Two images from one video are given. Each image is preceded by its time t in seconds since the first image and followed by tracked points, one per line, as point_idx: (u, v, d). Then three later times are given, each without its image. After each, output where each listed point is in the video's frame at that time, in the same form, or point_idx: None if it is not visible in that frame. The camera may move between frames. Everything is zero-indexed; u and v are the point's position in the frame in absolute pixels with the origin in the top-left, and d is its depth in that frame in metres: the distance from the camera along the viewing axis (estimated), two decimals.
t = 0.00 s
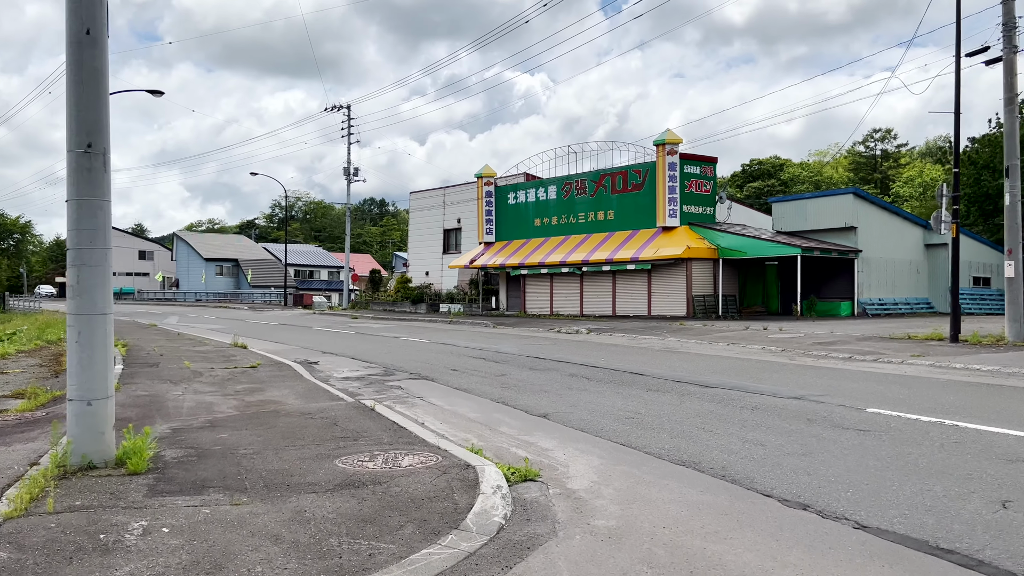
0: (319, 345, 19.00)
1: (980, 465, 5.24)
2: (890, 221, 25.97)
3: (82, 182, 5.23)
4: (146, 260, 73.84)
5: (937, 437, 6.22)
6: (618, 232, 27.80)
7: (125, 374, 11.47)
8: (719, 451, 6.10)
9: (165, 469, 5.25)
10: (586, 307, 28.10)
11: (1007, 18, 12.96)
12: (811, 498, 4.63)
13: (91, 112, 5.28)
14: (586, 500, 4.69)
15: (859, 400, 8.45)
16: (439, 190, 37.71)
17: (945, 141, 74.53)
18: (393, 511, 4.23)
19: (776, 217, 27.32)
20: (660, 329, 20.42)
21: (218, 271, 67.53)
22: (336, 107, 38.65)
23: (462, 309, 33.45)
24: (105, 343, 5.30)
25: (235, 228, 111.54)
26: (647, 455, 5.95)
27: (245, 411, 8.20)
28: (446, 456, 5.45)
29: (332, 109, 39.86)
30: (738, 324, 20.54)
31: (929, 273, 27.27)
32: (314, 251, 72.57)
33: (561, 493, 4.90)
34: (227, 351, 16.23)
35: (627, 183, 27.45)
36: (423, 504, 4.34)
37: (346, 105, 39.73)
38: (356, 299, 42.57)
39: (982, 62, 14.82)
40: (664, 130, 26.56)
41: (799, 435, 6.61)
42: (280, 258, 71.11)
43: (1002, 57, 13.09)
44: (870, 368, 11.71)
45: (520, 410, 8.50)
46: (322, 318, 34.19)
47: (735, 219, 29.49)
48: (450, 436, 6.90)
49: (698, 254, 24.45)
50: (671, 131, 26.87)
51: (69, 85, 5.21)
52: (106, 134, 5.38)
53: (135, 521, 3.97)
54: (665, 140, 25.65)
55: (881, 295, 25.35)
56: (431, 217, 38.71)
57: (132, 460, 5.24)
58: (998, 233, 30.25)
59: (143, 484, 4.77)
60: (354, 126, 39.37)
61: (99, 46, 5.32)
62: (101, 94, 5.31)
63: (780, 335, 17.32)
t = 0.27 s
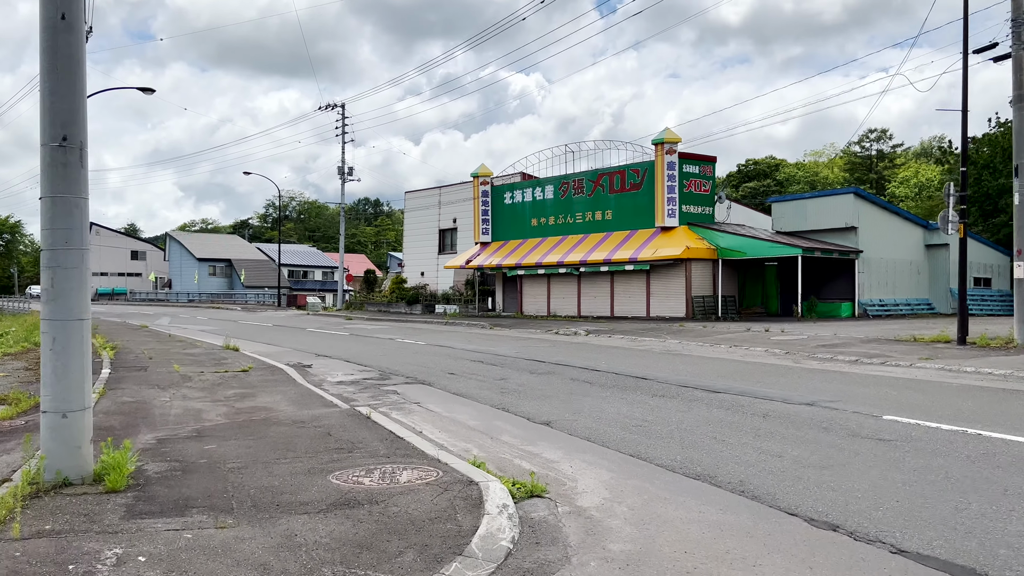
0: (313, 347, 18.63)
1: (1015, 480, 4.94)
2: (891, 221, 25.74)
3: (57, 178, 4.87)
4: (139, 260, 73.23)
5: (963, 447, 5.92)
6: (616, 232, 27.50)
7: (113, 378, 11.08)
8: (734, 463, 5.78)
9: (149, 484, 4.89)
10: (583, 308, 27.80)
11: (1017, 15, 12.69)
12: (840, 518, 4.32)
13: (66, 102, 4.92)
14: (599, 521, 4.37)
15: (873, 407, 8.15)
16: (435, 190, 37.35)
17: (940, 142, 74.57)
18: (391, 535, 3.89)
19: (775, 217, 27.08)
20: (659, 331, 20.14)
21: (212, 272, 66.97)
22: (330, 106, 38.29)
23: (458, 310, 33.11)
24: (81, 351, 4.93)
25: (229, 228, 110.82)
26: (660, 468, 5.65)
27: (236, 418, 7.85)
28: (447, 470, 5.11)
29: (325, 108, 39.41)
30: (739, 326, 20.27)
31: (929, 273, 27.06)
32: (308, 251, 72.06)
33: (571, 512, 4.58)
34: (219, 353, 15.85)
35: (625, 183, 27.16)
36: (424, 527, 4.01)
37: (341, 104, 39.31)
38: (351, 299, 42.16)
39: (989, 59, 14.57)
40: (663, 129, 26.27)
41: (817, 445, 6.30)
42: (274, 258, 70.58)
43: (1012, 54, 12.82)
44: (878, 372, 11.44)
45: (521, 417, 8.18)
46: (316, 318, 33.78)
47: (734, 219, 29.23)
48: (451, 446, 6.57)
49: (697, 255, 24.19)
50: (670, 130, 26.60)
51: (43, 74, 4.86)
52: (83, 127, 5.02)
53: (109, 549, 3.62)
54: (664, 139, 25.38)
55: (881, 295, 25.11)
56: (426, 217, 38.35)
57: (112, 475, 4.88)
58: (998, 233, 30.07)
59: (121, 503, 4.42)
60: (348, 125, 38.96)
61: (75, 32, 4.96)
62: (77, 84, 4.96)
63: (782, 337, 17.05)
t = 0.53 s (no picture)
0: (308, 347, 18.31)
1: None
2: (892, 220, 25.56)
3: (36, 165, 4.57)
4: (133, 259, 72.65)
5: (989, 450, 5.67)
6: (615, 230, 27.24)
7: (102, 378, 10.74)
8: (751, 468, 5.51)
9: (135, 491, 4.59)
10: (582, 307, 27.53)
11: None
12: (872, 528, 4.05)
13: (45, 84, 4.61)
14: (615, 531, 4.08)
15: (888, 408, 7.90)
16: (431, 188, 37.01)
17: (936, 142, 74.61)
18: (393, 549, 3.60)
19: (775, 216, 26.87)
20: (660, 330, 19.89)
21: (206, 271, 66.49)
22: (326, 103, 37.94)
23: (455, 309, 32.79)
24: (61, 349, 4.63)
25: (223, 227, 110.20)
26: (673, 473, 5.37)
27: (229, 420, 7.54)
28: (451, 476, 4.82)
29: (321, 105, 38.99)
30: (740, 325, 20.04)
31: (929, 272, 26.91)
32: (303, 251, 71.64)
33: (584, 521, 4.30)
34: (212, 353, 15.51)
35: (624, 180, 26.89)
36: (429, 539, 3.72)
37: (336, 102, 38.93)
38: (346, 299, 41.78)
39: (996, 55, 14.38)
40: (662, 127, 26.01)
41: (837, 448, 6.03)
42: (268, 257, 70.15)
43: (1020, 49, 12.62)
44: (886, 372, 11.20)
45: (524, 419, 7.89)
46: (311, 318, 33.41)
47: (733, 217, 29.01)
48: (454, 450, 6.28)
49: (697, 253, 23.95)
50: (669, 128, 26.35)
51: (20, 54, 4.55)
52: (63, 111, 4.72)
53: (86, 566, 3.31)
54: (663, 136, 25.11)
55: (882, 294, 24.93)
56: (423, 215, 38.01)
57: (95, 481, 4.57)
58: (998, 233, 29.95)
59: (103, 512, 4.11)
60: (344, 123, 38.59)
61: (55, 8, 4.65)
62: (58, 65, 4.65)
63: (785, 336, 16.81)
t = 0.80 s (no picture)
0: (304, 349, 17.99)
1: None
2: (894, 220, 25.38)
3: (9, 162, 4.27)
4: (128, 260, 72.12)
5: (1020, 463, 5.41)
6: (614, 230, 26.98)
7: (91, 383, 10.41)
8: (769, 482, 5.24)
9: (117, 509, 4.27)
10: (581, 308, 27.26)
11: None
12: (908, 551, 3.78)
13: (19, 74, 4.30)
14: (633, 556, 3.80)
15: (904, 415, 7.65)
16: (429, 188, 36.71)
17: (933, 142, 74.63)
18: None
19: (776, 216, 26.67)
20: (661, 332, 19.62)
21: (201, 271, 66.03)
22: (322, 102, 37.55)
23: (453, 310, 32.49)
24: (38, 358, 4.32)
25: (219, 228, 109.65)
26: (688, 488, 5.09)
27: (221, 428, 7.23)
28: (454, 493, 4.53)
29: (317, 104, 38.60)
30: (742, 327, 19.79)
31: (931, 273, 26.74)
32: (299, 251, 71.26)
33: (597, 543, 4.01)
34: (206, 355, 15.20)
35: (624, 180, 26.61)
36: (433, 565, 3.44)
37: (333, 101, 38.62)
38: (342, 300, 41.42)
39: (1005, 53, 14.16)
40: (662, 126, 25.76)
41: (858, 460, 5.77)
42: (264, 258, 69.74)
43: None
44: (896, 376, 10.96)
45: (528, 427, 7.62)
46: (307, 319, 33.04)
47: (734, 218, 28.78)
48: (457, 462, 6.00)
49: (697, 254, 23.70)
50: (669, 127, 26.08)
51: None
52: (38, 104, 4.41)
53: None
54: (663, 136, 24.84)
55: (883, 295, 24.74)
56: (420, 215, 37.70)
57: (77, 495, 4.22)
58: (999, 233, 29.80)
59: (79, 534, 3.80)
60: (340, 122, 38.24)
61: None
62: (32, 55, 4.34)
63: (788, 338, 16.57)
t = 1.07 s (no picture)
0: (301, 348, 17.70)
1: None
2: (897, 218, 25.12)
3: None
4: (125, 259, 71.72)
5: None
6: (615, 229, 26.70)
7: (82, 382, 10.11)
8: (791, 487, 4.96)
9: (99, 517, 3.97)
10: (582, 307, 26.98)
11: None
12: (950, 562, 3.51)
13: None
14: (654, 568, 3.52)
15: (922, 415, 7.39)
16: (428, 186, 36.41)
17: (932, 141, 74.49)
18: None
19: (779, 214, 26.44)
20: (664, 330, 19.36)
21: (199, 271, 65.65)
22: (319, 99, 37.18)
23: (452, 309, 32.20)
24: (12, 355, 4.00)
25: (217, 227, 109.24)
26: (706, 493, 4.81)
27: (214, 429, 6.94)
28: (459, 498, 4.25)
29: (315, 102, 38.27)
30: (746, 325, 19.52)
31: (935, 271, 26.49)
32: (297, 250, 70.91)
33: (614, 553, 3.74)
34: (202, 355, 14.90)
35: (625, 178, 26.35)
36: None
37: (332, 98, 38.31)
38: (340, 299, 41.10)
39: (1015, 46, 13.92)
40: (663, 123, 25.49)
41: (881, 463, 5.49)
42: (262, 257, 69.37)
43: None
44: (908, 375, 10.70)
45: (533, 427, 7.33)
46: (305, 318, 32.73)
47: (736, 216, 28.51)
48: (461, 465, 5.72)
49: (699, 252, 23.43)
50: (670, 124, 25.79)
51: None
52: (14, 83, 4.14)
53: None
54: (665, 132, 24.56)
55: (887, 294, 24.48)
56: (418, 214, 37.40)
57: (53, 500, 3.93)
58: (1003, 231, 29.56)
59: (55, 545, 3.51)
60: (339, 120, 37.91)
61: None
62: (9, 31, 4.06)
63: (794, 337, 16.31)
